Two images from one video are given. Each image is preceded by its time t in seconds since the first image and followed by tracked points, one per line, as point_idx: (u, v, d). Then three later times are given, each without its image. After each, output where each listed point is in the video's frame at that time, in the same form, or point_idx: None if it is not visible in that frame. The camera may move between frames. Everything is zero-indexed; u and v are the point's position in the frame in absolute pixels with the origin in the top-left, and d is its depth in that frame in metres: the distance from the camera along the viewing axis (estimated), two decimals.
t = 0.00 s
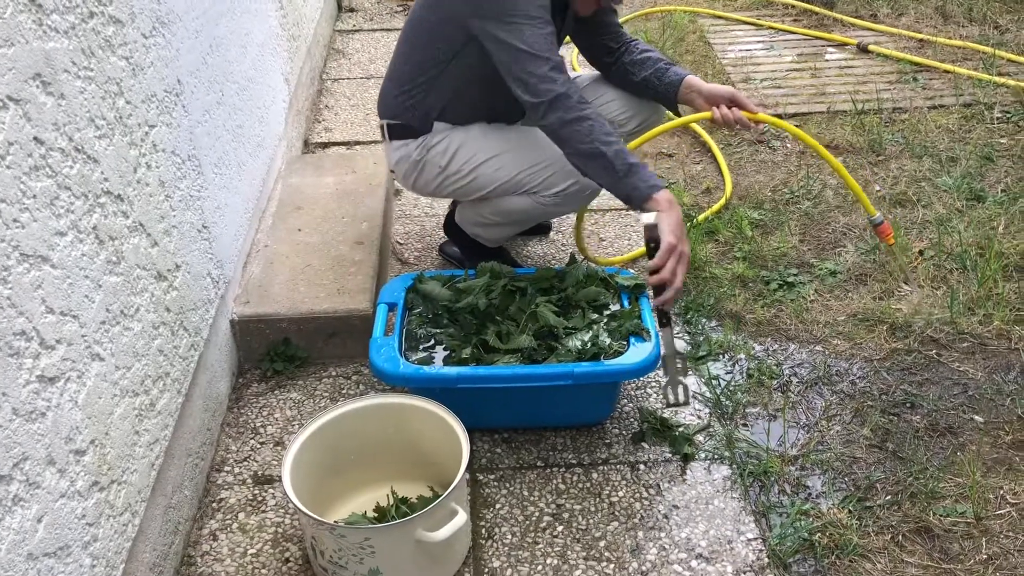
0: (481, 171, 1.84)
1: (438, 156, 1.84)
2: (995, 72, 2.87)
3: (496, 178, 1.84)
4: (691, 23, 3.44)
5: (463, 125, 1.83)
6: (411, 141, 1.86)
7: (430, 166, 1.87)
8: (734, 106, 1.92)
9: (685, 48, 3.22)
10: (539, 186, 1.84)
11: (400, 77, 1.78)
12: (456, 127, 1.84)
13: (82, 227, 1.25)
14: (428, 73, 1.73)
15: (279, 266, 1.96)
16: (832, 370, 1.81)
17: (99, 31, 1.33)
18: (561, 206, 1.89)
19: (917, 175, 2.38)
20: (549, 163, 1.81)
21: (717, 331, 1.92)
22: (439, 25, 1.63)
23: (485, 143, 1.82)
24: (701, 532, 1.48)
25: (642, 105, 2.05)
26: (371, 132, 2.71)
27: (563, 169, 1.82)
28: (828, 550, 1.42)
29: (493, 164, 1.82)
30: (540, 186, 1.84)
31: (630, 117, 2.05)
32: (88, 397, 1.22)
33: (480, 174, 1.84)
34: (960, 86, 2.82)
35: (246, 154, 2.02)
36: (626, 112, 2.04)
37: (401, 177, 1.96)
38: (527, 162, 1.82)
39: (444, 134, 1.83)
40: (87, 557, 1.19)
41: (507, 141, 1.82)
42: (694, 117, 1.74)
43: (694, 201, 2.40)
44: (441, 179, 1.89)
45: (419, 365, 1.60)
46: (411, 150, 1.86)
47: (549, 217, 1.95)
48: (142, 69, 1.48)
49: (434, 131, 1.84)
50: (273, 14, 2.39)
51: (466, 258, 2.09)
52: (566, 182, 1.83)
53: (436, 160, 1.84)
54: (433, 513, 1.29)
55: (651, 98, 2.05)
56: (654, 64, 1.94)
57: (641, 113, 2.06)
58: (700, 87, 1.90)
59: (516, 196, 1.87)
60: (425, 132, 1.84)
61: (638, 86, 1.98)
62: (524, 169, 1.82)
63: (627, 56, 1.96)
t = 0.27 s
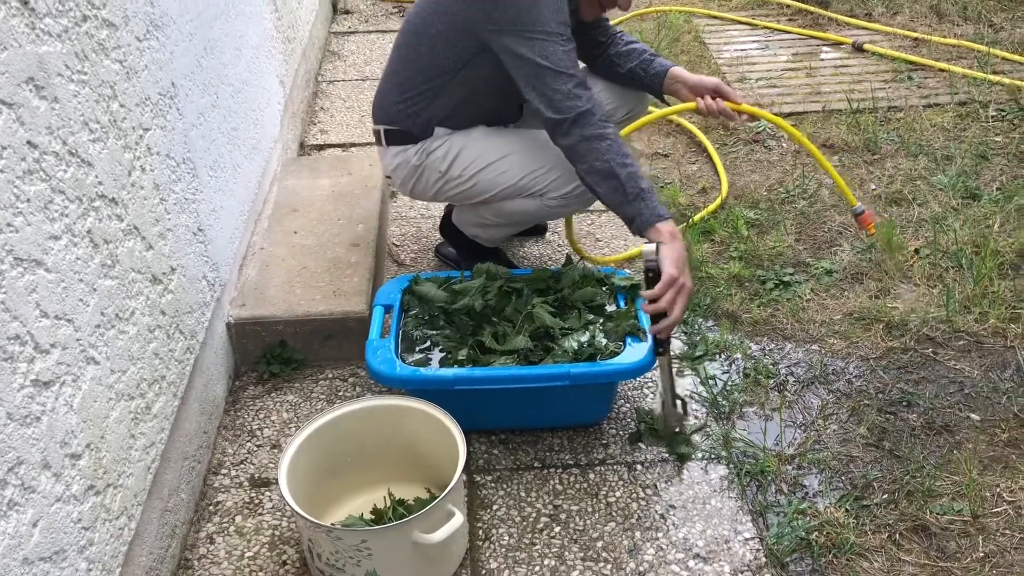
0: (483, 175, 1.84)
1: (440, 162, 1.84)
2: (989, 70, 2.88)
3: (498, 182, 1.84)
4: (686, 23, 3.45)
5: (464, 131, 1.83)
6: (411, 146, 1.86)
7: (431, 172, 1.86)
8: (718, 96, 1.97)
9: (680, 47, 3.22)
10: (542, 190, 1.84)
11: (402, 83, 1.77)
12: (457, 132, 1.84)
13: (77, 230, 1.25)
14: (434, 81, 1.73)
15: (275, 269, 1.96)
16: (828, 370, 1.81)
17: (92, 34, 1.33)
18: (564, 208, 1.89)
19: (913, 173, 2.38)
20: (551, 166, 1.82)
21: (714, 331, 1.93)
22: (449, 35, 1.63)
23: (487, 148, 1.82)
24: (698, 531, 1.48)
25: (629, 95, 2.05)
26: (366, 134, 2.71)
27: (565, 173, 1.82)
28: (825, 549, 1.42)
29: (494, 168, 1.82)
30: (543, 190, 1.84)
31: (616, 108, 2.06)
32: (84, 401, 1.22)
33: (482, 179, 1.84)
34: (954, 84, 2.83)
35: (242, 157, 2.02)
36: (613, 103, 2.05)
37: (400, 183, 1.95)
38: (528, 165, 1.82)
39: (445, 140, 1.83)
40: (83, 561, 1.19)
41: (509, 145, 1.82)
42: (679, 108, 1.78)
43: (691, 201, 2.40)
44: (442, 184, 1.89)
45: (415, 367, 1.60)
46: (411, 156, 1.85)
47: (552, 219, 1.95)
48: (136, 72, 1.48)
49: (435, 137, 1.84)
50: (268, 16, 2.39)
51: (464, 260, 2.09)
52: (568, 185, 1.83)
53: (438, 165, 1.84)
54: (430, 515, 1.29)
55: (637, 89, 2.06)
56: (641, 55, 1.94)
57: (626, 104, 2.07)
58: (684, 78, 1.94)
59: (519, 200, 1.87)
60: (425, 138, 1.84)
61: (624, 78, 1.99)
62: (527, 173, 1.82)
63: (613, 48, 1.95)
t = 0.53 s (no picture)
0: (484, 178, 1.84)
1: (442, 163, 1.84)
2: (986, 70, 2.88)
3: (500, 185, 1.84)
4: (683, 24, 3.45)
5: (466, 132, 1.83)
6: (414, 147, 1.86)
7: (433, 173, 1.87)
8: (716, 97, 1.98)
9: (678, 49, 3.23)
10: (543, 193, 1.84)
11: (401, 83, 1.77)
12: (459, 133, 1.84)
13: (74, 234, 1.25)
14: (431, 80, 1.73)
15: (272, 272, 1.96)
16: (826, 370, 1.81)
17: (89, 39, 1.33)
18: (566, 212, 1.89)
19: (910, 174, 2.39)
20: (552, 171, 1.81)
21: (712, 332, 1.93)
22: (444, 33, 1.63)
23: (489, 151, 1.82)
24: (696, 533, 1.48)
25: (628, 97, 2.05)
26: (364, 136, 2.71)
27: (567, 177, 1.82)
28: (823, 550, 1.42)
29: (496, 171, 1.82)
30: (545, 194, 1.84)
31: (616, 110, 2.05)
32: (81, 406, 1.22)
33: (484, 181, 1.84)
34: (951, 85, 2.83)
35: (239, 160, 2.02)
36: (612, 105, 2.05)
37: (401, 183, 1.95)
38: (528, 169, 1.82)
39: (448, 141, 1.83)
40: (81, 565, 1.19)
41: (510, 148, 1.82)
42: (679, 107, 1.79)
43: (688, 202, 2.41)
44: (444, 185, 1.89)
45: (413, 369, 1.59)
46: (413, 156, 1.86)
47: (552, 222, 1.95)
48: (132, 76, 1.48)
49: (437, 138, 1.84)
50: (265, 19, 2.39)
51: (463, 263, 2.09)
52: (569, 190, 1.83)
53: (440, 166, 1.84)
54: (428, 517, 1.29)
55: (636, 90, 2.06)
56: (639, 56, 1.95)
57: (627, 104, 2.07)
58: (683, 78, 1.94)
59: (520, 203, 1.87)
60: (427, 139, 1.84)
61: (623, 79, 1.99)
62: (528, 176, 1.82)
63: (611, 50, 1.95)
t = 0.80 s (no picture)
0: (483, 182, 1.84)
1: (442, 166, 1.84)
2: (987, 73, 2.88)
3: (499, 190, 1.85)
4: (684, 27, 3.46)
5: (467, 135, 1.83)
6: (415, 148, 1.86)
7: (432, 175, 1.87)
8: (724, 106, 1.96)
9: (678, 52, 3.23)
10: (542, 200, 1.85)
11: (400, 80, 1.77)
12: (460, 136, 1.84)
13: (75, 239, 1.25)
14: (431, 76, 1.73)
15: (274, 276, 1.96)
16: (827, 374, 1.81)
17: (91, 44, 1.33)
18: (563, 219, 1.90)
19: (911, 176, 2.39)
20: (551, 177, 1.82)
21: (713, 335, 1.93)
22: (440, 25, 1.63)
23: (489, 155, 1.82)
24: (698, 536, 1.48)
25: (635, 105, 2.07)
26: (365, 140, 2.72)
27: (566, 184, 1.83)
28: (825, 553, 1.42)
29: (495, 176, 1.83)
30: (543, 200, 1.85)
31: (623, 118, 2.08)
32: (83, 410, 1.22)
33: (483, 185, 1.85)
34: (952, 87, 2.83)
35: (240, 164, 2.03)
36: (620, 113, 2.07)
37: (399, 184, 1.95)
38: (527, 174, 1.82)
39: (448, 144, 1.83)
40: (83, 569, 1.19)
41: (510, 152, 1.82)
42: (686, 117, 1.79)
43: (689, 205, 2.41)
44: (443, 188, 1.89)
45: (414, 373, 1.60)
46: (413, 157, 1.86)
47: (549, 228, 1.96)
48: (134, 81, 1.49)
49: (438, 140, 1.84)
50: (266, 24, 2.40)
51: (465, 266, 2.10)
52: (568, 197, 1.84)
53: (440, 169, 1.84)
54: (430, 521, 1.29)
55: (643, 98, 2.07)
56: (647, 66, 1.96)
57: (634, 111, 2.09)
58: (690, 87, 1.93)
59: (518, 208, 1.88)
60: (429, 141, 1.84)
61: (631, 88, 2.00)
62: (527, 182, 1.82)
63: (620, 58, 1.96)
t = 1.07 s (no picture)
0: (485, 184, 1.84)
1: (445, 168, 1.84)
2: (990, 76, 2.88)
3: (501, 193, 1.85)
4: (686, 31, 3.46)
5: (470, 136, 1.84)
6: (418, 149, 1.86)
7: (435, 177, 1.87)
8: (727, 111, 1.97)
9: (681, 55, 3.24)
10: (543, 203, 1.85)
11: (406, 82, 1.78)
12: (463, 138, 1.84)
13: (79, 244, 1.25)
14: (437, 78, 1.73)
15: (277, 280, 1.97)
16: (830, 377, 1.81)
17: (95, 49, 1.34)
18: (564, 222, 1.90)
19: (914, 179, 2.39)
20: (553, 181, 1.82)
21: (716, 338, 1.92)
22: (447, 28, 1.63)
23: (491, 157, 1.82)
24: (701, 540, 1.48)
25: (638, 110, 2.07)
26: (368, 144, 2.72)
27: (567, 188, 1.83)
28: (828, 557, 1.42)
29: (497, 179, 1.83)
30: (545, 203, 1.85)
31: (627, 123, 2.07)
32: (86, 414, 1.22)
33: (485, 188, 1.85)
34: (955, 90, 2.83)
35: (244, 168, 2.03)
36: (623, 118, 2.06)
37: (403, 186, 1.96)
38: (529, 177, 1.82)
39: (450, 146, 1.83)
40: (87, 573, 1.19)
41: (512, 155, 1.82)
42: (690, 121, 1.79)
43: (692, 209, 2.41)
44: (445, 190, 1.90)
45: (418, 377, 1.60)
46: (417, 159, 1.86)
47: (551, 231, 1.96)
48: (138, 86, 1.49)
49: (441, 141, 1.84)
50: (270, 28, 2.41)
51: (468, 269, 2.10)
52: (569, 200, 1.84)
53: (442, 171, 1.85)
54: (433, 525, 1.29)
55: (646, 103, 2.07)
56: (651, 70, 1.96)
57: (639, 116, 2.08)
58: (694, 92, 1.93)
59: (520, 211, 1.88)
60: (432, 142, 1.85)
61: (634, 93, 2.00)
62: (529, 185, 1.83)
63: (624, 63, 1.96)
